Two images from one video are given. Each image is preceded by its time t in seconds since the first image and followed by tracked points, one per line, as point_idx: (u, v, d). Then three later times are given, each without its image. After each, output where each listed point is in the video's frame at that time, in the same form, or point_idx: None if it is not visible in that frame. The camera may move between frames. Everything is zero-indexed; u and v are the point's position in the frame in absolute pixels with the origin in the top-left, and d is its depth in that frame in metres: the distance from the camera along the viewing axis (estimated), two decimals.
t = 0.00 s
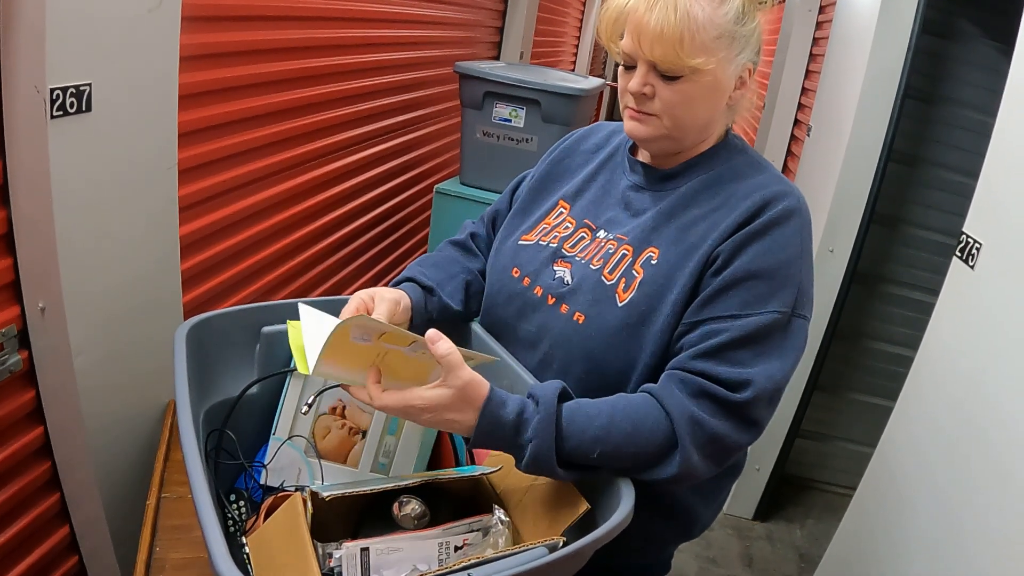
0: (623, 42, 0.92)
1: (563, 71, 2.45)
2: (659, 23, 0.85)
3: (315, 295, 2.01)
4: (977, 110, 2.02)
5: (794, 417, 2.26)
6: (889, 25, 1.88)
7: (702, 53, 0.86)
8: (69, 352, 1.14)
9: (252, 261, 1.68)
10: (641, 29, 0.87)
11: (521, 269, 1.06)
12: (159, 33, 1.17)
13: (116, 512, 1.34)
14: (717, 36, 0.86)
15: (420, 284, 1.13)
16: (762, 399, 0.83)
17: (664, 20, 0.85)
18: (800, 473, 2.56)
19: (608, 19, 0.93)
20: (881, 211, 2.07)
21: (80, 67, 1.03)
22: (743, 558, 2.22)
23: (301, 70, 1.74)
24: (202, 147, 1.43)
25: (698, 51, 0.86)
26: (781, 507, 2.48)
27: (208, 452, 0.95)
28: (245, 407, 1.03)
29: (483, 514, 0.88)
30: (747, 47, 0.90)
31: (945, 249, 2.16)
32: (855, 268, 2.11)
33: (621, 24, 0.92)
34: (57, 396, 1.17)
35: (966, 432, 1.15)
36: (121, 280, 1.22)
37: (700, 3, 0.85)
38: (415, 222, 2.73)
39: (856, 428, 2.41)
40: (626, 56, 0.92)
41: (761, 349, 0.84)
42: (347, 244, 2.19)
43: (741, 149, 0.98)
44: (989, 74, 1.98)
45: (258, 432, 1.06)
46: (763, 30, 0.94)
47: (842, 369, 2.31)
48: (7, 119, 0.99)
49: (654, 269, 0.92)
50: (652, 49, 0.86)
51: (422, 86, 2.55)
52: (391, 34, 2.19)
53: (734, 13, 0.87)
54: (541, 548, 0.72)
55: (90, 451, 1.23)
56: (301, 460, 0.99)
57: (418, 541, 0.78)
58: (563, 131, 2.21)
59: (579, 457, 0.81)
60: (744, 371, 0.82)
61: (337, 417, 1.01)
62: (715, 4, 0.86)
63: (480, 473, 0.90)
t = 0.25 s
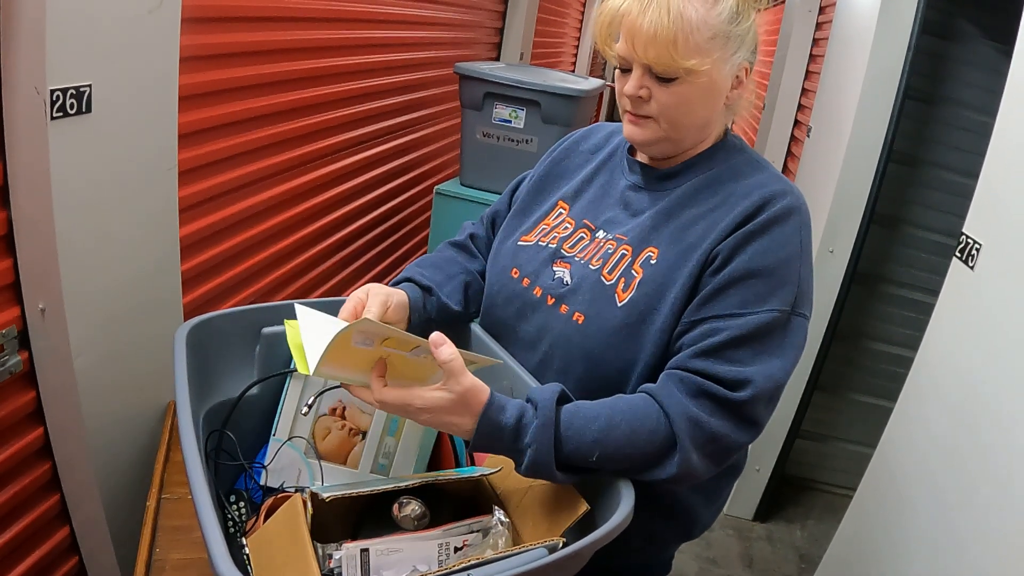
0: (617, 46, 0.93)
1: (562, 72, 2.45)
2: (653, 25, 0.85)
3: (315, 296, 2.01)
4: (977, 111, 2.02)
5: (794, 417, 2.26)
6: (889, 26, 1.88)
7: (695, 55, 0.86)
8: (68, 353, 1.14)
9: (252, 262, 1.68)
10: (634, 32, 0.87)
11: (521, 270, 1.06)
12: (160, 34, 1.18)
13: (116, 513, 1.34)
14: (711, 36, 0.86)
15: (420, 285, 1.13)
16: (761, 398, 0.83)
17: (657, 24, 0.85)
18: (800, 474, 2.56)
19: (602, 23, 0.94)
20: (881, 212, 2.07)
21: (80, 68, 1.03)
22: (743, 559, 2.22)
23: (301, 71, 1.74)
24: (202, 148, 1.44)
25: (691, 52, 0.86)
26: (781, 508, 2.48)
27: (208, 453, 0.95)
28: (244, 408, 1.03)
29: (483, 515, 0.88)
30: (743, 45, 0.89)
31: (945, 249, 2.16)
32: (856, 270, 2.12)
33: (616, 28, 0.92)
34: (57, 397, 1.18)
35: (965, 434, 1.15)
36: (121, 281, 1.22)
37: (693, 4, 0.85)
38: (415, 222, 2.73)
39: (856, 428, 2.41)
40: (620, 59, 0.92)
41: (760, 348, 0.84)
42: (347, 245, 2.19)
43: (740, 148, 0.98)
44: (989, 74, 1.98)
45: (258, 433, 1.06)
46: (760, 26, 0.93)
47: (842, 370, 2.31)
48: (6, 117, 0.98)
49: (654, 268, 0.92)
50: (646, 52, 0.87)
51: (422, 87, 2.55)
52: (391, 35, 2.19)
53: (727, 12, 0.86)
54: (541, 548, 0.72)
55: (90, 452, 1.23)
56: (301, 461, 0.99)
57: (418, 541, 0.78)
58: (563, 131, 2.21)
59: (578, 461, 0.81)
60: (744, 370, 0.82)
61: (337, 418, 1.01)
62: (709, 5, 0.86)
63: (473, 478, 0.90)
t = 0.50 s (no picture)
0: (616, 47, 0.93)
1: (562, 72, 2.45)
2: (651, 27, 0.85)
3: (315, 296, 2.01)
4: (977, 111, 2.02)
5: (794, 417, 2.26)
6: (889, 26, 1.88)
7: (694, 56, 0.86)
8: (69, 353, 1.14)
9: (253, 262, 1.69)
10: (632, 34, 0.87)
11: (521, 270, 1.06)
12: (160, 35, 1.18)
13: (116, 513, 1.34)
14: (710, 37, 0.86)
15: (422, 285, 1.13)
16: (761, 397, 0.82)
17: (655, 25, 0.85)
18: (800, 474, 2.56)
19: (601, 25, 0.94)
20: (881, 212, 2.08)
21: (81, 68, 1.03)
22: (743, 559, 2.22)
23: (301, 71, 1.74)
24: (203, 148, 1.44)
25: (690, 53, 0.86)
26: (781, 508, 2.48)
27: (208, 453, 0.96)
28: (245, 408, 1.03)
29: (483, 514, 0.89)
30: (741, 46, 0.89)
31: (945, 249, 2.16)
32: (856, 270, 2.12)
33: (614, 29, 0.92)
34: (58, 397, 1.18)
35: (966, 434, 1.15)
36: (122, 281, 1.22)
37: (691, 5, 0.85)
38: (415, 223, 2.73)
39: (857, 429, 2.41)
40: (619, 61, 0.92)
41: (760, 348, 0.84)
42: (347, 245, 2.19)
43: (740, 148, 0.98)
44: (989, 74, 1.98)
45: (259, 432, 1.06)
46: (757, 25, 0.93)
47: (842, 370, 2.31)
48: (7, 117, 1.01)
49: (655, 269, 0.92)
50: (645, 54, 0.87)
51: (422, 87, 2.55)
52: (392, 36, 2.19)
53: (725, 13, 0.86)
54: (541, 548, 0.72)
55: (90, 452, 1.23)
56: (301, 461, 1.00)
57: (418, 541, 0.78)
58: (563, 131, 2.21)
59: (577, 460, 0.81)
60: (744, 369, 0.82)
61: (338, 418, 1.02)
62: (706, 6, 0.86)
63: (472, 479, 0.91)
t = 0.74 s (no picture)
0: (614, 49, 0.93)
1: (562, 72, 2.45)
2: (647, 28, 0.85)
3: (315, 296, 2.01)
4: (977, 111, 2.02)
5: (794, 418, 2.26)
6: (889, 27, 1.88)
7: (690, 57, 0.86)
8: (69, 352, 1.14)
9: (253, 262, 1.69)
10: (628, 36, 0.87)
11: (521, 271, 1.06)
12: (160, 34, 1.18)
13: (116, 513, 1.34)
14: (706, 37, 0.86)
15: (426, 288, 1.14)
16: (760, 398, 0.83)
17: (651, 26, 0.85)
18: (800, 474, 2.56)
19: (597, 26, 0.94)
20: (880, 213, 2.08)
21: (81, 68, 1.03)
22: (742, 559, 2.22)
23: (301, 71, 1.74)
24: (204, 148, 1.44)
25: (687, 54, 0.86)
26: (781, 508, 2.48)
27: (209, 452, 0.96)
28: (245, 408, 1.03)
29: (483, 514, 0.88)
30: (738, 46, 0.89)
31: (945, 250, 2.16)
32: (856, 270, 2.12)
33: (611, 31, 0.92)
34: (58, 397, 1.18)
35: (965, 434, 1.15)
36: (122, 281, 1.23)
37: (686, 6, 0.85)
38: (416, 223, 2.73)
39: (857, 429, 2.41)
40: (617, 63, 0.93)
41: (759, 350, 0.84)
42: (347, 245, 2.19)
43: (739, 150, 0.98)
44: (989, 75, 1.98)
45: (259, 433, 1.06)
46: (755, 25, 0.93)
47: (841, 371, 2.31)
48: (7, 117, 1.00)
49: (654, 271, 0.92)
50: (641, 55, 0.87)
51: (422, 88, 2.56)
52: (392, 36, 2.20)
53: (721, 13, 0.87)
54: (540, 548, 0.72)
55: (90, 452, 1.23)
56: (301, 460, 1.00)
57: (418, 541, 0.78)
58: (562, 132, 2.21)
59: (573, 454, 0.81)
60: (743, 371, 0.83)
61: (338, 418, 1.01)
62: (703, 7, 0.86)
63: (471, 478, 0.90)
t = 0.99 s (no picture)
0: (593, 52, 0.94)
1: (563, 73, 2.45)
2: (618, 31, 0.86)
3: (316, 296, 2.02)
4: (977, 113, 2.02)
5: (794, 419, 2.26)
6: (889, 28, 1.88)
7: (663, 57, 0.86)
8: (69, 353, 1.14)
9: (253, 263, 1.69)
10: (602, 40, 0.88)
11: (518, 271, 1.07)
12: (161, 35, 1.18)
13: (117, 512, 1.34)
14: (679, 37, 0.86)
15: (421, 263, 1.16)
16: (758, 399, 0.83)
17: (622, 29, 0.86)
18: (800, 475, 2.56)
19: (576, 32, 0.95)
20: (880, 214, 2.08)
21: (82, 68, 1.03)
22: (742, 560, 2.22)
23: (302, 72, 1.74)
24: (205, 149, 1.44)
25: (660, 55, 0.86)
26: (781, 509, 2.48)
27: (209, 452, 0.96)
28: (245, 408, 1.03)
29: (484, 514, 0.89)
30: (716, 42, 0.89)
31: (944, 251, 2.16)
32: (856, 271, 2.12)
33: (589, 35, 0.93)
34: (59, 397, 1.18)
35: (965, 436, 1.15)
36: (123, 282, 1.23)
37: (658, 7, 0.86)
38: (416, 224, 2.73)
39: (857, 430, 2.41)
40: (597, 67, 0.93)
41: (756, 350, 0.85)
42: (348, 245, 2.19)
43: (734, 152, 0.98)
44: (989, 77, 1.98)
45: (258, 433, 1.06)
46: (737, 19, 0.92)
47: (841, 372, 2.31)
48: (9, 119, 1.01)
49: (649, 271, 0.92)
50: (615, 58, 0.88)
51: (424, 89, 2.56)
52: (393, 37, 2.20)
53: (694, 10, 0.87)
54: (540, 548, 0.72)
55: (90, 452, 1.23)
56: (301, 460, 1.00)
57: (418, 541, 0.78)
58: (563, 132, 2.21)
59: (580, 447, 0.80)
60: (741, 371, 0.83)
61: (338, 418, 1.01)
62: (675, 6, 0.86)
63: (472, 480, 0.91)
